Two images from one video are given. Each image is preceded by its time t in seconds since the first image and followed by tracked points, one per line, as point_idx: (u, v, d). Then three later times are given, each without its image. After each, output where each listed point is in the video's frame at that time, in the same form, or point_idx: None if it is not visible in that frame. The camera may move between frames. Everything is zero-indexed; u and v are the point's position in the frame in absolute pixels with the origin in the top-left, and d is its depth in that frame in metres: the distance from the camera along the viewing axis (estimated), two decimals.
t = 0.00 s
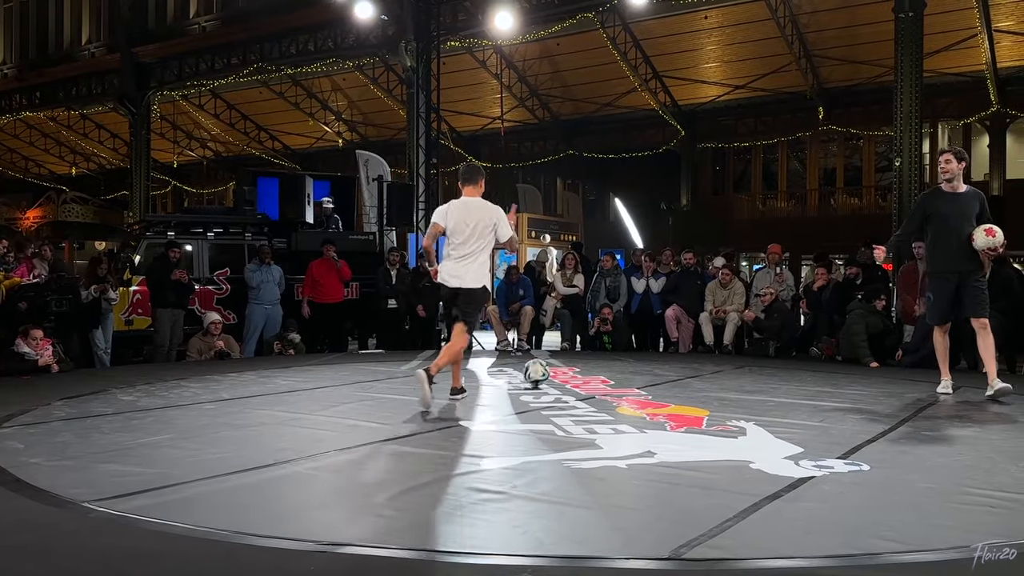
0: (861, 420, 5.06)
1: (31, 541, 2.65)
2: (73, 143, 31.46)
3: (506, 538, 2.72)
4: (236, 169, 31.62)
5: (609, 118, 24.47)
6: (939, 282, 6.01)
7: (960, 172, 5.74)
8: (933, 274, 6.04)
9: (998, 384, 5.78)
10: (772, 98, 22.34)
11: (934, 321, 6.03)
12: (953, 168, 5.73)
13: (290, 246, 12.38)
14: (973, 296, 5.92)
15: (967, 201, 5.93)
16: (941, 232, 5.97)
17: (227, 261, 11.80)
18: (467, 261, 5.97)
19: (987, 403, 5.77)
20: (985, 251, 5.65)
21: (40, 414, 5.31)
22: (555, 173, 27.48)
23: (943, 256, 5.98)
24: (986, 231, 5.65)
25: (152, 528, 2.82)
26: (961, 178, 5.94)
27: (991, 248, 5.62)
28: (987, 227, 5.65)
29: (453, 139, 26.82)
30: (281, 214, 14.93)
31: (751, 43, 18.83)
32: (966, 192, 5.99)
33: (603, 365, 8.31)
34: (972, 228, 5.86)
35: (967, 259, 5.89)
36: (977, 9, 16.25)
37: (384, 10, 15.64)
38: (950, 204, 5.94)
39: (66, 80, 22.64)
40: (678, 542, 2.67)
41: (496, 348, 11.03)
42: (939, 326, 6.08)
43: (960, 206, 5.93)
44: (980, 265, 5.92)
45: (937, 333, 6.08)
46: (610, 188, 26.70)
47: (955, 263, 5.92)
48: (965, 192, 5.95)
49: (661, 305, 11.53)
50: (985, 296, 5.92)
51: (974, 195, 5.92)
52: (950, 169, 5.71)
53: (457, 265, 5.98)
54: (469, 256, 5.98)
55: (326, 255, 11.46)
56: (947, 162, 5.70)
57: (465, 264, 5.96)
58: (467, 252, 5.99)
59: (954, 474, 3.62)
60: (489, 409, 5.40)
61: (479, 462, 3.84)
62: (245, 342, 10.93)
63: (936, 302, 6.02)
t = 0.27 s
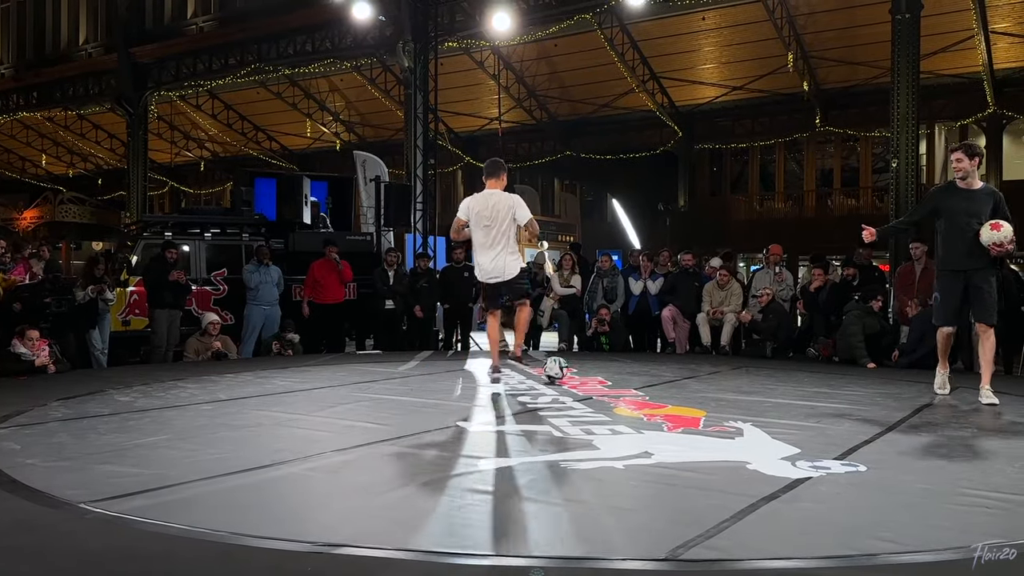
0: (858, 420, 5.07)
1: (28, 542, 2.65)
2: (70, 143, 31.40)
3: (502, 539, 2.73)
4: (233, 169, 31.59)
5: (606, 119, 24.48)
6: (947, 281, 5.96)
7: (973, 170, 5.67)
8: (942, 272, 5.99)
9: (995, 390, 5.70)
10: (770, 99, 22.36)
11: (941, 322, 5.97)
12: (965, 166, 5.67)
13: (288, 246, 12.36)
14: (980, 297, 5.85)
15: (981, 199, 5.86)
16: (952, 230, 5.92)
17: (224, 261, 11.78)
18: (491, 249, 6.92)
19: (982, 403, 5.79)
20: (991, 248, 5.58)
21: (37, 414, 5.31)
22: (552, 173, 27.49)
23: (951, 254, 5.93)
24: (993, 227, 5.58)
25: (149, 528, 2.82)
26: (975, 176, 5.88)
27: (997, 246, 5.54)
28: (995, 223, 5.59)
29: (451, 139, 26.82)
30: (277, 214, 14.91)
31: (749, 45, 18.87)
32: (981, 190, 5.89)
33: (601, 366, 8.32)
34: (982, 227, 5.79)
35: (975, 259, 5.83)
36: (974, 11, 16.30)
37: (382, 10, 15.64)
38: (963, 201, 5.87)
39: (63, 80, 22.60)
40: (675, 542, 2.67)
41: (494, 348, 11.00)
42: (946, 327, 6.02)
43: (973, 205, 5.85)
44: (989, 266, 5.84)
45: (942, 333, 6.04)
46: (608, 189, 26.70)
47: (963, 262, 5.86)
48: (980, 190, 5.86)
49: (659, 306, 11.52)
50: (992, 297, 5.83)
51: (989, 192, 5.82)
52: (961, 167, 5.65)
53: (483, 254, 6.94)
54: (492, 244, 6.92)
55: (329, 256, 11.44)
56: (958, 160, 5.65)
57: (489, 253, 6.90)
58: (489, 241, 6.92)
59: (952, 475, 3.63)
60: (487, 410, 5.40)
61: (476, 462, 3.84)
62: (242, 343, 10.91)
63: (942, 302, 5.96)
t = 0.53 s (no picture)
0: (855, 422, 5.08)
1: (24, 544, 2.64)
2: (66, 144, 31.36)
3: (499, 539, 2.73)
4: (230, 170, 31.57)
5: (603, 120, 24.50)
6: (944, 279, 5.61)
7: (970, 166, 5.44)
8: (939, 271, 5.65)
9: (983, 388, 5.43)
10: (767, 100, 22.39)
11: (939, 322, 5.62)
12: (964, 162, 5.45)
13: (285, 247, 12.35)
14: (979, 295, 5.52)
15: (981, 194, 5.54)
16: (950, 226, 5.61)
17: (221, 262, 11.78)
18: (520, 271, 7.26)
19: (978, 405, 5.80)
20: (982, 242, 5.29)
21: (33, 416, 5.30)
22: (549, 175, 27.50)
23: (949, 251, 5.61)
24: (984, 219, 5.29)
25: (145, 529, 2.82)
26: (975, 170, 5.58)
27: (988, 239, 5.24)
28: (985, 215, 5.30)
29: (448, 141, 26.83)
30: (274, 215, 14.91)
31: (745, 46, 18.91)
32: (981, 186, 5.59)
33: (598, 367, 8.32)
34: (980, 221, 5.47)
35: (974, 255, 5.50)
36: (970, 13, 16.34)
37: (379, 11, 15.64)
38: (960, 198, 5.58)
39: (60, 81, 22.59)
40: (672, 543, 2.68)
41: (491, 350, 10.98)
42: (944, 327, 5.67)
43: (972, 200, 5.55)
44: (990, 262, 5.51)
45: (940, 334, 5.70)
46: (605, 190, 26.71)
47: (961, 259, 5.54)
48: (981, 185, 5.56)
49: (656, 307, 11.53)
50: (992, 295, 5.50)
51: (989, 187, 5.52)
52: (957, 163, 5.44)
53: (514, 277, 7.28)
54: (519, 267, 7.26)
55: (326, 257, 11.45)
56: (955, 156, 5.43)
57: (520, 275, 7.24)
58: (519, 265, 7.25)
59: (949, 476, 3.63)
60: (484, 411, 5.40)
61: (474, 463, 3.84)
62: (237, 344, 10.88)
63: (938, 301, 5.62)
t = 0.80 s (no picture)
0: (851, 422, 5.08)
1: (19, 545, 2.64)
2: (63, 144, 31.31)
3: (496, 541, 2.72)
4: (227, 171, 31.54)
5: (600, 121, 24.52)
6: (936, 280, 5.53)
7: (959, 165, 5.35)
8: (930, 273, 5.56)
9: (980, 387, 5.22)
10: (763, 102, 22.42)
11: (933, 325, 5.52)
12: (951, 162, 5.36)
13: (280, 247, 12.32)
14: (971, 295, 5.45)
15: (968, 193, 5.47)
16: (939, 226, 5.52)
17: (217, 262, 11.77)
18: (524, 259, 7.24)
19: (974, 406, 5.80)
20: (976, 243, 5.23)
21: (29, 416, 5.28)
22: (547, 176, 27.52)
23: (940, 252, 5.52)
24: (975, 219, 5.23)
25: (140, 531, 2.81)
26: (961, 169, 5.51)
27: (981, 239, 5.18)
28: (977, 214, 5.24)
29: (445, 141, 26.84)
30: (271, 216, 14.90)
31: (741, 48, 18.94)
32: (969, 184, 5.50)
33: (595, 368, 8.32)
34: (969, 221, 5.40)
35: (965, 254, 5.43)
36: (965, 14, 16.39)
37: (376, 11, 15.65)
38: (949, 198, 5.49)
39: (56, 81, 22.56)
40: (668, 544, 2.67)
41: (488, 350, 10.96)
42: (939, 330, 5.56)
43: (960, 199, 5.47)
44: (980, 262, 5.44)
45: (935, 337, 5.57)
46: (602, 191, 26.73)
47: (953, 259, 5.46)
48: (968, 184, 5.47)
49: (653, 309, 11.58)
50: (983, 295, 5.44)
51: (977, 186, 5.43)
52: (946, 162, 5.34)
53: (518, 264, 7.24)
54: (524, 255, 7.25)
55: (318, 258, 11.42)
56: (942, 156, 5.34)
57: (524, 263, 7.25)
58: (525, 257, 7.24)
59: (944, 476, 3.64)
60: (480, 413, 5.38)
61: (470, 465, 3.83)
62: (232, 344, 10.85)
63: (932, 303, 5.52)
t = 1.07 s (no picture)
0: (847, 424, 5.09)
1: (14, 546, 2.63)
2: (58, 144, 31.22)
3: (492, 543, 2.72)
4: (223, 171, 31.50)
5: (596, 122, 24.51)
6: (922, 281, 5.29)
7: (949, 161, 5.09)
8: (917, 273, 5.33)
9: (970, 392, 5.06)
10: (760, 103, 22.42)
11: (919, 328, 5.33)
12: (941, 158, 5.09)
13: (276, 249, 12.33)
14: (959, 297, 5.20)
15: (961, 190, 5.20)
16: (928, 224, 5.26)
17: (213, 263, 11.79)
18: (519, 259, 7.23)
19: (969, 408, 5.81)
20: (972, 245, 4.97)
21: (23, 418, 5.26)
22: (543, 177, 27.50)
23: (929, 250, 5.26)
24: (972, 219, 4.95)
25: (136, 532, 2.81)
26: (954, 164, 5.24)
27: (978, 242, 4.92)
28: (974, 214, 4.96)
29: (441, 143, 26.84)
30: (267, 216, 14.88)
31: (738, 49, 18.96)
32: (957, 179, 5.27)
33: (591, 369, 8.32)
34: (961, 217, 5.13)
35: (955, 253, 5.17)
36: (961, 16, 16.42)
37: (372, 12, 15.64)
38: (937, 193, 5.25)
39: (52, 81, 22.50)
40: (665, 546, 2.67)
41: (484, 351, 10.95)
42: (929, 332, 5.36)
43: (952, 197, 5.20)
44: (971, 261, 5.19)
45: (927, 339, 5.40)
46: (598, 192, 26.74)
47: (941, 256, 5.21)
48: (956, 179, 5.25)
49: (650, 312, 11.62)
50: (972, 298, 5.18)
51: (965, 181, 5.21)
52: (935, 158, 5.08)
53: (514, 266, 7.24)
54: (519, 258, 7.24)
55: (303, 259, 11.32)
56: (931, 151, 5.07)
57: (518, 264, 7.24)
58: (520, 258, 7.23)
59: (940, 477, 3.64)
60: (475, 414, 5.38)
61: (466, 465, 3.83)
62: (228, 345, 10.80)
63: (917, 305, 5.32)
